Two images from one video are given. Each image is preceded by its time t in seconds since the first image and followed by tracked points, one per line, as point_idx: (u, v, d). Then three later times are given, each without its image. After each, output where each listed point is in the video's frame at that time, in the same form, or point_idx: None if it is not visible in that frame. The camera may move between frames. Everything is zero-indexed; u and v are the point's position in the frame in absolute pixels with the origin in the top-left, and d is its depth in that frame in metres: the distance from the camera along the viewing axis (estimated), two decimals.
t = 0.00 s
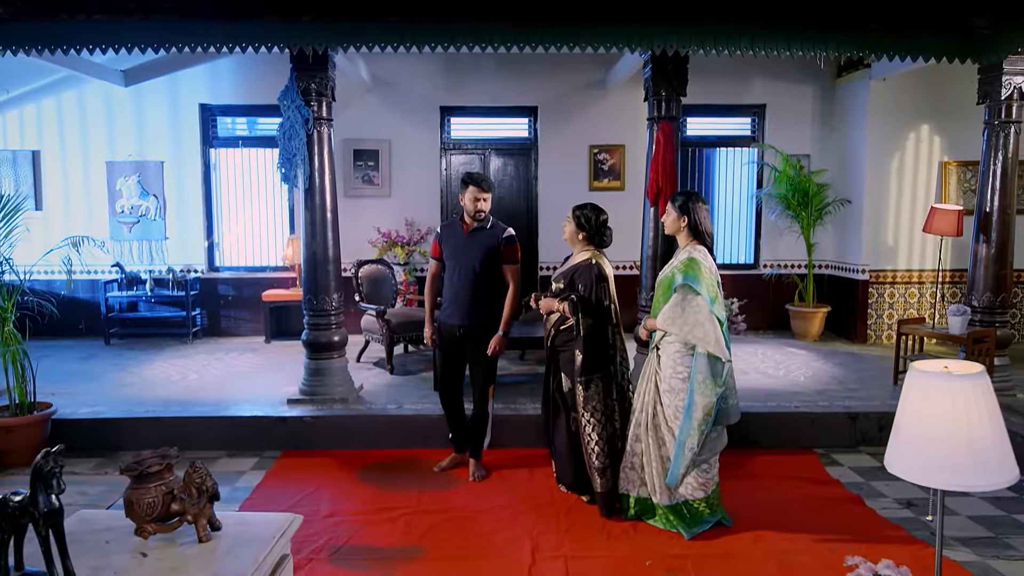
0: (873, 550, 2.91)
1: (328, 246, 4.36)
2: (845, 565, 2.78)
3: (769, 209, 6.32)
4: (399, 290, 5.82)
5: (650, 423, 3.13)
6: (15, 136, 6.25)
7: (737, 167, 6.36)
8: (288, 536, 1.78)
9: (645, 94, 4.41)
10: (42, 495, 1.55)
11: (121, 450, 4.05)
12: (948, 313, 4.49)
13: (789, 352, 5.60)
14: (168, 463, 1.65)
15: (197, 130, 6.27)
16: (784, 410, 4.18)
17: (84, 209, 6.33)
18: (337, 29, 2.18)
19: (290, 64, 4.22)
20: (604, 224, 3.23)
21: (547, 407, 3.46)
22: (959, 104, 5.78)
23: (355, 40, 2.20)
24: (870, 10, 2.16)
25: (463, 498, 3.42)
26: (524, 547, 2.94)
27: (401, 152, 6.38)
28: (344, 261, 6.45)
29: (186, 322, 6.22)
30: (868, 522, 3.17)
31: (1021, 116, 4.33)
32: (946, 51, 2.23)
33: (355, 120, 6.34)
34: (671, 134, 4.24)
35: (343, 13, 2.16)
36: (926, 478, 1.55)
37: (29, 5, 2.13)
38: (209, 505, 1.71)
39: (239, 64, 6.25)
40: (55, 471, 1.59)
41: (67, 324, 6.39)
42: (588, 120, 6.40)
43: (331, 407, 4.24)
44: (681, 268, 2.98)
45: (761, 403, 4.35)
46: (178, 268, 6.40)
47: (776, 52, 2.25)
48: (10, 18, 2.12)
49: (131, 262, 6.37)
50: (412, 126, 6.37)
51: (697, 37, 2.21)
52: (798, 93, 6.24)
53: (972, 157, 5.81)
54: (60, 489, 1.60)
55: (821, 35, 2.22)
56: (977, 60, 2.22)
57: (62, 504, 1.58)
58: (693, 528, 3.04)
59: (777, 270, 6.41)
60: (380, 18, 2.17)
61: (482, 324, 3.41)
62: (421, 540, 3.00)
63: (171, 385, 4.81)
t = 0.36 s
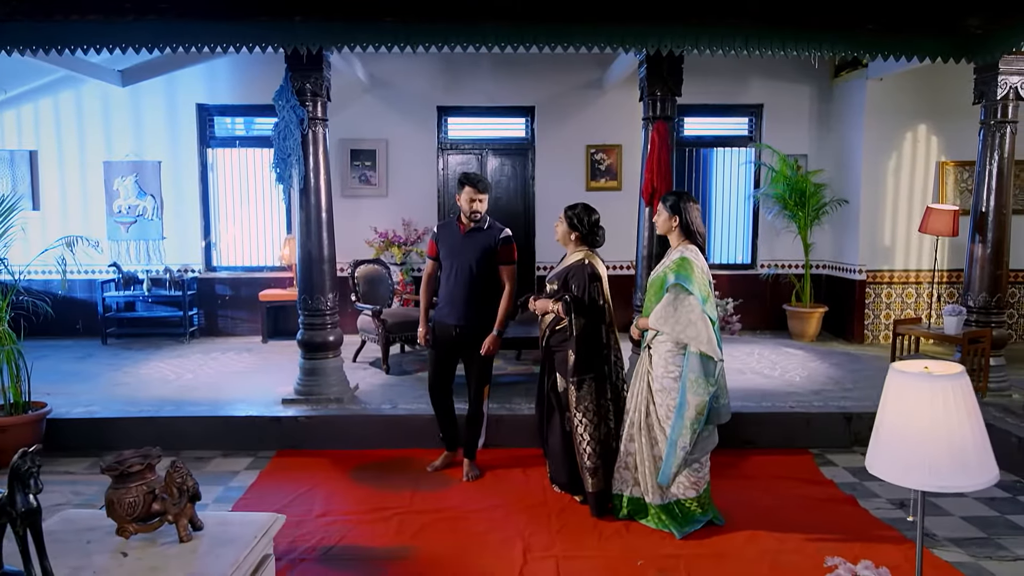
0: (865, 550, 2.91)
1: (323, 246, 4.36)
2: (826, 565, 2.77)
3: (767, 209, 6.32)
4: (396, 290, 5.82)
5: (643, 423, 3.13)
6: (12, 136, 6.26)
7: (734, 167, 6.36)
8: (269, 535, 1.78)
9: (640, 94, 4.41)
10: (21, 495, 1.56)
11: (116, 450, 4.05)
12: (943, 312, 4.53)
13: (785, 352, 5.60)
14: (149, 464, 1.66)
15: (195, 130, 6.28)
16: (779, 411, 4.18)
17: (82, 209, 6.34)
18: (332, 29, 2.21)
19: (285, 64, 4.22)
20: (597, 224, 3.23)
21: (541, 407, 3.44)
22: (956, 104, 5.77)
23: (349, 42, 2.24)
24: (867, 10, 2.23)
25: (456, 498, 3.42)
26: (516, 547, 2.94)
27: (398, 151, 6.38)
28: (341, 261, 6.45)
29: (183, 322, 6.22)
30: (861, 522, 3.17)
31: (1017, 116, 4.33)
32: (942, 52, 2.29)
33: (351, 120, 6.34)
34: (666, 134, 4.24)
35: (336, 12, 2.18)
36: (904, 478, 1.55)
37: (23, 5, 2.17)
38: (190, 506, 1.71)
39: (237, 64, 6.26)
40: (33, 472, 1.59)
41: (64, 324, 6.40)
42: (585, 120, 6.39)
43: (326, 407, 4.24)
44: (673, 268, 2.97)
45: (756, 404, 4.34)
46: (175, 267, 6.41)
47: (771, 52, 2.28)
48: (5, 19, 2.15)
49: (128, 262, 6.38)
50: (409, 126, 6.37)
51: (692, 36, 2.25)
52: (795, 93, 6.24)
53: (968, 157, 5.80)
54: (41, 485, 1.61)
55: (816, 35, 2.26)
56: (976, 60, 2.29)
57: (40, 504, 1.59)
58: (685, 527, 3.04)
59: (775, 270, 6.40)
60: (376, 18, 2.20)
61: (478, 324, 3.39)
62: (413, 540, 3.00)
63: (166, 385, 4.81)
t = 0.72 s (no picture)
0: (858, 549, 2.90)
1: (319, 246, 4.36)
2: (806, 566, 2.75)
3: (765, 209, 6.31)
4: (393, 290, 5.82)
5: (637, 422, 3.13)
6: (11, 136, 6.27)
7: (732, 167, 6.35)
8: (253, 536, 1.70)
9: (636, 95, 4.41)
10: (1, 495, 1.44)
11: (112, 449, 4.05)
12: (940, 314, 4.53)
13: (782, 352, 5.59)
14: (133, 463, 1.57)
15: (193, 130, 6.30)
16: (774, 411, 4.17)
17: (80, 209, 6.36)
18: (330, 31, 2.21)
19: (281, 64, 4.22)
20: (592, 225, 3.23)
21: (536, 407, 3.42)
22: (954, 104, 5.76)
23: (347, 42, 2.25)
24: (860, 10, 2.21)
25: (450, 498, 3.42)
26: (508, 547, 2.93)
27: (396, 151, 6.38)
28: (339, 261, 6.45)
29: (182, 322, 6.23)
30: (856, 523, 3.16)
31: (1014, 116, 4.32)
32: (936, 51, 2.29)
33: (349, 120, 6.35)
34: (662, 133, 4.22)
35: (334, 13, 2.18)
36: (886, 479, 1.54)
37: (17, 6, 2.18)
38: (174, 505, 1.62)
39: (235, 64, 6.26)
40: (13, 471, 1.46)
41: (62, 324, 6.41)
42: (583, 120, 6.39)
43: (322, 407, 4.24)
44: (666, 267, 2.97)
45: (752, 404, 4.34)
46: (173, 268, 6.42)
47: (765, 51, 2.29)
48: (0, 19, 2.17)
49: (127, 262, 6.40)
50: (407, 126, 6.37)
51: (684, 37, 2.25)
52: (793, 93, 6.23)
53: (966, 157, 5.78)
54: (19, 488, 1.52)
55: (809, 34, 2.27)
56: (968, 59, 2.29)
57: (21, 504, 1.48)
58: (678, 527, 3.05)
59: (772, 271, 6.39)
60: (372, 19, 2.19)
61: (475, 325, 3.36)
62: (406, 540, 2.99)
63: (163, 385, 4.81)
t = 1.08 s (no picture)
0: (853, 549, 2.90)
1: (317, 246, 4.36)
2: (794, 566, 2.75)
3: (764, 209, 6.30)
4: (392, 290, 5.83)
5: (633, 422, 3.13)
6: (12, 136, 6.29)
7: (732, 167, 6.35)
8: (243, 535, 1.57)
9: (634, 95, 4.41)
10: None
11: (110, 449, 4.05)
12: (939, 314, 4.52)
13: (782, 353, 5.58)
14: (123, 463, 1.50)
15: (193, 131, 6.31)
16: (773, 411, 4.17)
17: (81, 209, 6.38)
18: (327, 32, 2.33)
19: (279, 65, 4.23)
20: (591, 225, 3.21)
21: (533, 407, 3.42)
22: (953, 103, 5.74)
23: (346, 43, 2.37)
24: (858, 11, 2.37)
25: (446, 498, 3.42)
26: (504, 548, 2.93)
27: (395, 152, 6.39)
28: (338, 261, 6.46)
29: (182, 322, 6.25)
30: (853, 523, 3.15)
31: (1013, 116, 4.32)
32: (935, 52, 2.44)
33: (349, 121, 6.36)
34: (659, 134, 4.21)
35: (331, 13, 2.28)
36: (871, 480, 1.54)
37: (18, 7, 2.25)
38: (163, 505, 1.52)
39: (235, 65, 6.28)
40: None
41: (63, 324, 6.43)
42: (582, 120, 6.40)
43: (320, 407, 4.25)
44: (660, 266, 2.97)
45: (750, 404, 4.34)
46: (174, 268, 6.44)
47: (762, 51, 2.42)
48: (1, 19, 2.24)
49: (127, 262, 6.42)
50: (406, 126, 6.38)
51: (683, 36, 2.39)
52: (793, 93, 6.22)
53: (966, 157, 5.76)
54: (6, 464, 1.47)
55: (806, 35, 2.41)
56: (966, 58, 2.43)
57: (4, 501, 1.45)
58: (675, 526, 3.05)
59: (772, 271, 6.38)
60: (372, 18, 2.32)
61: (471, 325, 3.36)
62: (402, 540, 2.99)
63: (162, 385, 4.82)
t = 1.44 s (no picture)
0: (850, 550, 2.90)
1: (317, 246, 4.37)
2: (781, 567, 2.76)
3: (765, 209, 6.29)
4: (393, 290, 5.84)
5: (630, 421, 3.12)
6: (15, 137, 6.33)
7: (733, 167, 6.34)
8: (233, 535, 1.58)
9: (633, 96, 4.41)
10: None
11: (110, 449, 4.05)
12: (939, 315, 4.50)
13: (783, 354, 5.57)
14: (113, 463, 1.52)
15: (194, 131, 6.34)
16: (772, 412, 4.17)
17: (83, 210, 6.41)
18: (323, 33, 2.37)
19: (279, 65, 4.23)
20: (591, 226, 3.20)
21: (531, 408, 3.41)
22: (954, 103, 5.73)
23: (341, 43, 2.39)
24: (859, 11, 2.41)
25: (444, 497, 3.42)
26: (500, 547, 2.93)
27: (396, 152, 6.40)
28: (339, 261, 6.48)
29: (184, 321, 6.28)
30: (850, 524, 3.15)
31: (1014, 116, 4.30)
32: (935, 51, 2.52)
33: (350, 121, 6.37)
34: (658, 134, 4.21)
35: (328, 15, 2.32)
36: (857, 481, 1.54)
37: (17, 9, 2.26)
38: (153, 504, 1.53)
39: (236, 66, 6.31)
40: None
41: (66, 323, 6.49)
42: (583, 121, 6.40)
43: (319, 406, 4.26)
44: (655, 266, 2.97)
45: (750, 405, 4.33)
46: (176, 268, 6.47)
47: (762, 51, 2.46)
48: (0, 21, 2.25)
49: (129, 262, 6.45)
50: (407, 127, 6.39)
51: (683, 36, 2.43)
52: (793, 94, 6.21)
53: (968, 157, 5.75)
54: None
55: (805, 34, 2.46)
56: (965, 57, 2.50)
57: None
58: (673, 526, 3.04)
59: (773, 271, 6.37)
60: (368, 20, 2.35)
61: (468, 325, 3.36)
62: (398, 539, 2.99)
63: (163, 384, 4.83)
